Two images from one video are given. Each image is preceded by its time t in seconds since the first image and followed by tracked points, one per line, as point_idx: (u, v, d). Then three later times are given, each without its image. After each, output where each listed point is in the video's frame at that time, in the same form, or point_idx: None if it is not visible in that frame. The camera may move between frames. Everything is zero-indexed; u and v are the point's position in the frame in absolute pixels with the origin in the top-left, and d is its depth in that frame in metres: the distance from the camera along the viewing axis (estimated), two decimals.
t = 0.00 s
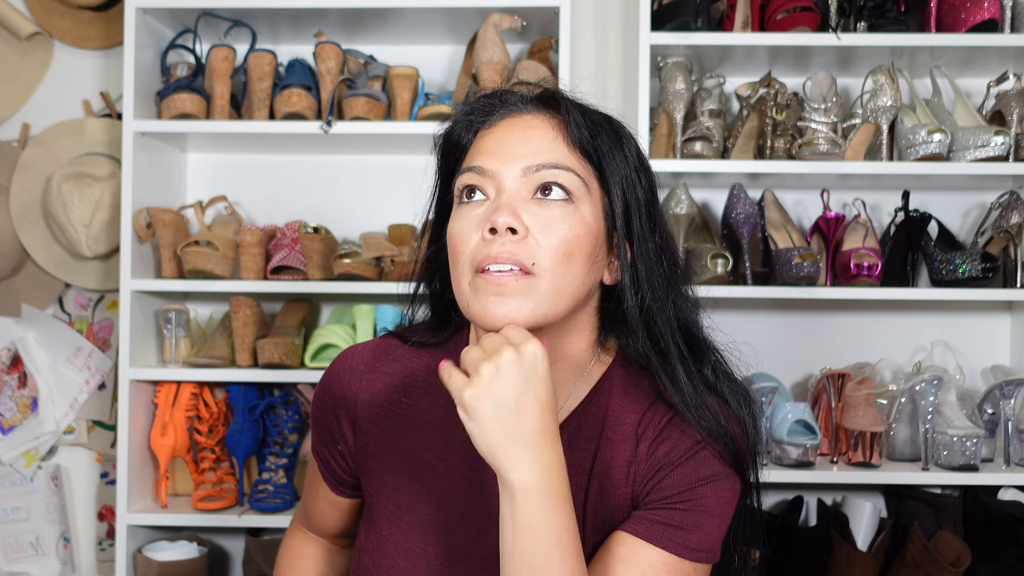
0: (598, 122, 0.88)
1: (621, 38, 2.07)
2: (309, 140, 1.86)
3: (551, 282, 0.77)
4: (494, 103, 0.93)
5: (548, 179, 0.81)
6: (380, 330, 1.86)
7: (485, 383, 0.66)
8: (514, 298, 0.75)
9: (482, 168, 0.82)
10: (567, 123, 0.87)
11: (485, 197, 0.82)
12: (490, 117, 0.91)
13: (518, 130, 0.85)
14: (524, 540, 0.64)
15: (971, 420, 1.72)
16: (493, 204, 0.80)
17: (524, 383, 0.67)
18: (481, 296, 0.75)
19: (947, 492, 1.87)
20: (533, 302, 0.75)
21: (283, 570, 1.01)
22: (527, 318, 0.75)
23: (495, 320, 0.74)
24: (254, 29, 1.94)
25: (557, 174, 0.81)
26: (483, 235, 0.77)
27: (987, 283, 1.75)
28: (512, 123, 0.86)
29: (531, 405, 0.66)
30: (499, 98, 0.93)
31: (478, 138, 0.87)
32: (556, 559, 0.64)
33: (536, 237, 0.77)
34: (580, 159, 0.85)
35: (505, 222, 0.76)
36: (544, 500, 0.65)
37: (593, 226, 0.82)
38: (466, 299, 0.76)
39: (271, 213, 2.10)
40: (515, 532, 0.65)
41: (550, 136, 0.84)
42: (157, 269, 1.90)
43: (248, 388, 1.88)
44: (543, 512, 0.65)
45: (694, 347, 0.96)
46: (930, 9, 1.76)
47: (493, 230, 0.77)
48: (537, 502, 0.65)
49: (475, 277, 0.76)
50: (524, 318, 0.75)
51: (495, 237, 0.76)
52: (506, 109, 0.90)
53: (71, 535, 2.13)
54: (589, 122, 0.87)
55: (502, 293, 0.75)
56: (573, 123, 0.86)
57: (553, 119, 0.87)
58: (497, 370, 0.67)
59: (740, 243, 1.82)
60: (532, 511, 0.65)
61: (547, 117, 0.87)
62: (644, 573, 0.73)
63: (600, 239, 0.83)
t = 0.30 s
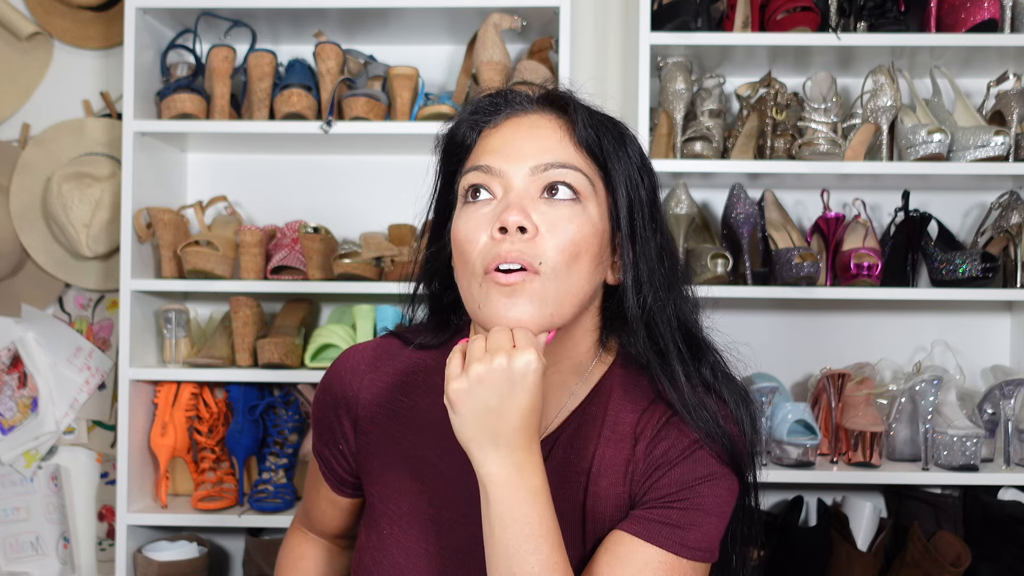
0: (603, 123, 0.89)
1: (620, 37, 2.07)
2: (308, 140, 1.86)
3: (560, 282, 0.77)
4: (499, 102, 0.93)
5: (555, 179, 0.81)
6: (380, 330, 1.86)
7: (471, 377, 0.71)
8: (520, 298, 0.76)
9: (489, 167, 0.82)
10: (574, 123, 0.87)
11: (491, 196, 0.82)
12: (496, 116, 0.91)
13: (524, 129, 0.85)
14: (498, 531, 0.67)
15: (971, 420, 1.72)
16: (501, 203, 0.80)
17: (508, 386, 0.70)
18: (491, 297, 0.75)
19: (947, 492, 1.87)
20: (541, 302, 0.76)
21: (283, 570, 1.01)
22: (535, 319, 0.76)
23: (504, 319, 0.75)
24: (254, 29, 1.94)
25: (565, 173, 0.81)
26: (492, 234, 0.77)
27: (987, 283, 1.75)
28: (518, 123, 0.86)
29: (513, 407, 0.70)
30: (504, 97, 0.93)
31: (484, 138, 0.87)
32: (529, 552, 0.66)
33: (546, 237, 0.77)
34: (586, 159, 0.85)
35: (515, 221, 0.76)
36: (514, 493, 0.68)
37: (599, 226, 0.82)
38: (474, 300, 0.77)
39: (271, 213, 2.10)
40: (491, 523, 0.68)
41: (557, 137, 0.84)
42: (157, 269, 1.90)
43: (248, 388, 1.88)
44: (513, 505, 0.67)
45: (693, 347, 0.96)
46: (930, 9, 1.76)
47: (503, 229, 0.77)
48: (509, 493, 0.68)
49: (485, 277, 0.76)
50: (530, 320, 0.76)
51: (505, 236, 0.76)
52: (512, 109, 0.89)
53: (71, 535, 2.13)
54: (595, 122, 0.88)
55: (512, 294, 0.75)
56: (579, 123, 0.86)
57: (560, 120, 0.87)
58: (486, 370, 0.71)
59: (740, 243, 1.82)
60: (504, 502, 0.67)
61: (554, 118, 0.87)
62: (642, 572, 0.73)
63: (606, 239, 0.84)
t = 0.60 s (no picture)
0: (604, 124, 0.89)
1: (620, 37, 2.07)
2: (309, 139, 1.86)
3: (559, 284, 0.77)
4: (500, 103, 0.92)
5: (555, 181, 0.81)
6: (380, 330, 1.86)
7: (494, 369, 0.71)
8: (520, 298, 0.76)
9: (489, 168, 0.82)
10: (575, 125, 0.87)
11: (492, 197, 0.82)
12: (496, 118, 0.91)
13: (525, 131, 0.85)
14: (513, 528, 0.67)
15: (971, 420, 1.72)
16: (501, 205, 0.80)
17: (530, 382, 0.70)
18: (491, 297, 0.75)
19: (947, 492, 1.87)
20: (542, 302, 0.76)
21: (284, 570, 1.01)
22: (536, 318, 0.76)
23: (504, 320, 0.76)
24: (255, 29, 1.94)
25: (565, 175, 0.81)
26: (492, 235, 0.77)
27: (987, 283, 1.75)
28: (519, 125, 0.86)
29: (534, 401, 0.70)
30: (505, 98, 0.92)
31: (485, 139, 0.87)
32: (543, 550, 0.66)
33: (546, 238, 0.77)
34: (586, 161, 0.85)
35: (515, 222, 0.76)
36: (529, 491, 0.68)
37: (600, 228, 0.82)
38: (475, 301, 0.77)
39: (271, 213, 2.10)
40: (505, 522, 0.68)
41: (558, 138, 0.84)
42: (157, 269, 1.90)
43: (248, 388, 1.88)
44: (530, 505, 0.67)
45: (694, 348, 0.96)
46: (930, 9, 1.76)
47: (503, 230, 0.77)
48: (525, 492, 0.68)
49: (485, 279, 0.76)
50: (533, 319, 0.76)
51: (505, 237, 0.76)
52: (513, 110, 0.89)
53: (71, 535, 2.13)
54: (596, 124, 0.88)
55: (512, 294, 0.75)
56: (580, 124, 0.86)
57: (561, 121, 0.87)
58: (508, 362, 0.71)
59: (740, 243, 1.82)
60: (520, 500, 0.68)
61: (555, 119, 0.87)
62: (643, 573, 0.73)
63: (606, 240, 0.84)
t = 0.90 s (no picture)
0: (606, 124, 0.89)
1: (620, 37, 2.07)
2: (308, 139, 1.86)
3: (564, 285, 0.77)
4: (502, 104, 0.92)
5: (558, 183, 0.81)
6: (380, 330, 1.86)
7: (484, 383, 0.70)
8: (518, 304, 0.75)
9: (492, 170, 0.82)
10: (577, 125, 0.87)
11: (494, 200, 0.81)
12: (498, 119, 0.90)
13: (527, 133, 0.85)
14: (516, 531, 0.67)
15: (971, 420, 1.72)
16: (505, 207, 0.80)
17: (521, 386, 0.70)
18: (495, 297, 0.76)
19: (947, 492, 1.87)
20: (547, 303, 0.76)
21: (284, 570, 1.02)
22: (542, 319, 0.76)
23: (508, 321, 0.75)
24: (254, 29, 1.94)
25: (568, 177, 0.81)
26: (497, 237, 0.77)
27: (987, 283, 1.75)
28: (521, 126, 0.86)
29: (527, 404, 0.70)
30: (506, 99, 0.92)
31: (488, 141, 0.87)
32: (546, 551, 0.66)
33: (550, 240, 0.77)
34: (589, 161, 0.85)
35: (520, 225, 0.76)
36: (534, 494, 0.67)
37: (604, 229, 0.82)
38: (479, 303, 0.77)
39: (271, 213, 2.10)
40: (508, 525, 0.67)
41: (561, 140, 0.84)
42: (156, 269, 1.90)
43: (248, 388, 1.88)
44: (534, 507, 0.67)
45: (696, 349, 0.96)
46: (930, 9, 1.76)
47: (507, 233, 0.77)
48: (528, 494, 0.67)
49: (489, 281, 0.76)
50: (538, 320, 0.76)
51: (509, 239, 0.77)
52: (515, 111, 0.89)
53: (71, 535, 2.13)
54: (598, 124, 0.88)
55: (516, 294, 0.76)
56: (583, 125, 0.86)
57: (563, 122, 0.87)
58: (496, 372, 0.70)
59: (740, 243, 1.82)
60: (524, 504, 0.67)
61: (557, 120, 0.87)
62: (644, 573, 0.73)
63: (609, 241, 0.84)
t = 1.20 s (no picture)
0: (607, 125, 0.89)
1: (620, 37, 2.07)
2: (308, 139, 1.86)
3: (564, 288, 0.77)
4: (502, 106, 0.92)
5: (559, 187, 0.81)
6: (380, 330, 1.86)
7: (486, 374, 0.70)
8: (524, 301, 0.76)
9: (493, 173, 0.82)
10: (578, 127, 0.87)
11: (495, 203, 0.81)
12: (498, 120, 0.90)
13: (528, 135, 0.85)
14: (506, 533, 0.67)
15: (971, 420, 1.73)
16: (505, 210, 0.80)
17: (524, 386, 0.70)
18: (497, 301, 0.76)
19: (947, 492, 1.87)
20: (549, 307, 0.77)
21: (284, 570, 1.02)
22: (544, 322, 0.76)
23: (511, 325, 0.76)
24: (254, 29, 1.94)
25: (569, 180, 0.81)
26: (498, 241, 0.77)
27: (987, 283, 1.75)
28: (522, 129, 0.86)
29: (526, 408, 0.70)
30: (506, 101, 0.92)
31: (488, 143, 0.87)
32: (537, 555, 0.66)
33: (552, 244, 0.77)
34: (590, 164, 0.85)
35: (521, 229, 0.76)
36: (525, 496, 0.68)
37: (605, 232, 0.83)
38: (482, 307, 0.77)
39: (271, 213, 2.10)
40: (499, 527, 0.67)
41: (562, 142, 0.84)
42: (156, 269, 1.90)
43: (248, 388, 1.88)
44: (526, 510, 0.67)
45: (694, 349, 0.96)
46: (930, 9, 1.76)
47: (509, 237, 0.77)
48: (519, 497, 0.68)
49: (491, 286, 0.76)
50: (541, 323, 0.76)
51: (511, 244, 0.77)
52: (515, 113, 0.89)
53: (71, 535, 2.13)
54: (599, 126, 0.88)
55: (519, 299, 0.76)
56: (584, 126, 0.87)
57: (564, 123, 0.87)
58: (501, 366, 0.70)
59: (740, 243, 1.82)
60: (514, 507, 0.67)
61: (557, 121, 0.87)
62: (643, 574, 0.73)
63: (610, 243, 0.84)
